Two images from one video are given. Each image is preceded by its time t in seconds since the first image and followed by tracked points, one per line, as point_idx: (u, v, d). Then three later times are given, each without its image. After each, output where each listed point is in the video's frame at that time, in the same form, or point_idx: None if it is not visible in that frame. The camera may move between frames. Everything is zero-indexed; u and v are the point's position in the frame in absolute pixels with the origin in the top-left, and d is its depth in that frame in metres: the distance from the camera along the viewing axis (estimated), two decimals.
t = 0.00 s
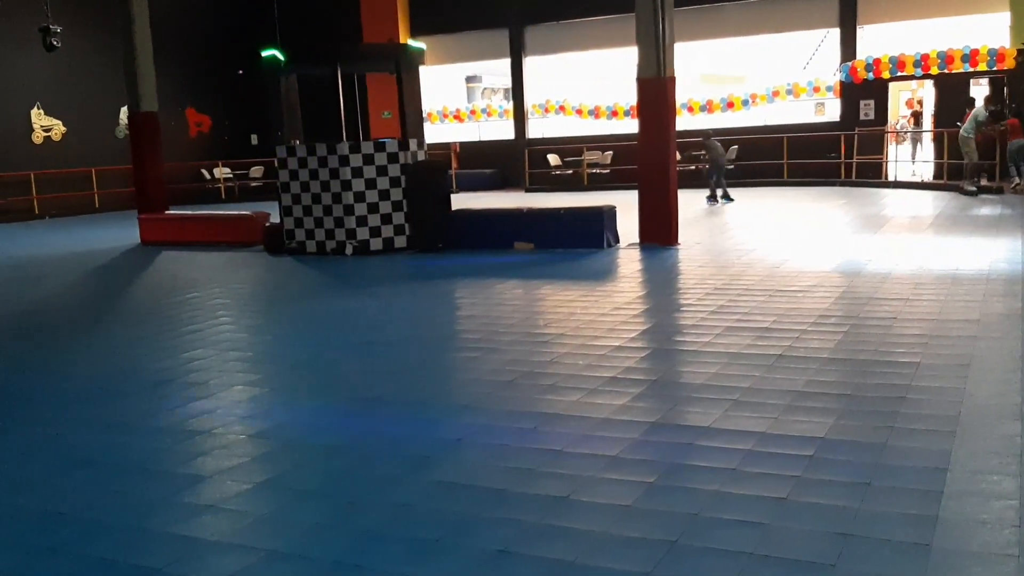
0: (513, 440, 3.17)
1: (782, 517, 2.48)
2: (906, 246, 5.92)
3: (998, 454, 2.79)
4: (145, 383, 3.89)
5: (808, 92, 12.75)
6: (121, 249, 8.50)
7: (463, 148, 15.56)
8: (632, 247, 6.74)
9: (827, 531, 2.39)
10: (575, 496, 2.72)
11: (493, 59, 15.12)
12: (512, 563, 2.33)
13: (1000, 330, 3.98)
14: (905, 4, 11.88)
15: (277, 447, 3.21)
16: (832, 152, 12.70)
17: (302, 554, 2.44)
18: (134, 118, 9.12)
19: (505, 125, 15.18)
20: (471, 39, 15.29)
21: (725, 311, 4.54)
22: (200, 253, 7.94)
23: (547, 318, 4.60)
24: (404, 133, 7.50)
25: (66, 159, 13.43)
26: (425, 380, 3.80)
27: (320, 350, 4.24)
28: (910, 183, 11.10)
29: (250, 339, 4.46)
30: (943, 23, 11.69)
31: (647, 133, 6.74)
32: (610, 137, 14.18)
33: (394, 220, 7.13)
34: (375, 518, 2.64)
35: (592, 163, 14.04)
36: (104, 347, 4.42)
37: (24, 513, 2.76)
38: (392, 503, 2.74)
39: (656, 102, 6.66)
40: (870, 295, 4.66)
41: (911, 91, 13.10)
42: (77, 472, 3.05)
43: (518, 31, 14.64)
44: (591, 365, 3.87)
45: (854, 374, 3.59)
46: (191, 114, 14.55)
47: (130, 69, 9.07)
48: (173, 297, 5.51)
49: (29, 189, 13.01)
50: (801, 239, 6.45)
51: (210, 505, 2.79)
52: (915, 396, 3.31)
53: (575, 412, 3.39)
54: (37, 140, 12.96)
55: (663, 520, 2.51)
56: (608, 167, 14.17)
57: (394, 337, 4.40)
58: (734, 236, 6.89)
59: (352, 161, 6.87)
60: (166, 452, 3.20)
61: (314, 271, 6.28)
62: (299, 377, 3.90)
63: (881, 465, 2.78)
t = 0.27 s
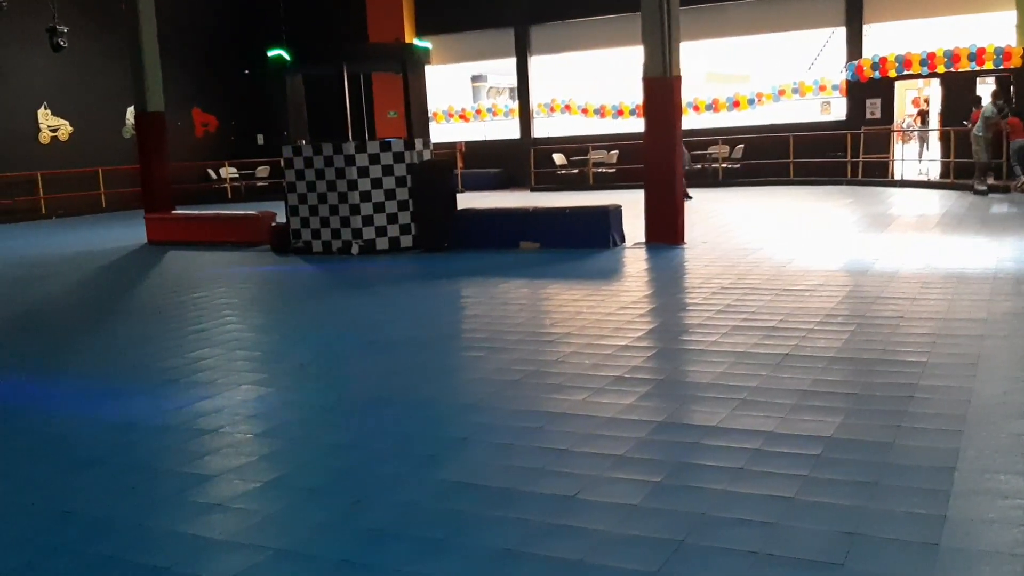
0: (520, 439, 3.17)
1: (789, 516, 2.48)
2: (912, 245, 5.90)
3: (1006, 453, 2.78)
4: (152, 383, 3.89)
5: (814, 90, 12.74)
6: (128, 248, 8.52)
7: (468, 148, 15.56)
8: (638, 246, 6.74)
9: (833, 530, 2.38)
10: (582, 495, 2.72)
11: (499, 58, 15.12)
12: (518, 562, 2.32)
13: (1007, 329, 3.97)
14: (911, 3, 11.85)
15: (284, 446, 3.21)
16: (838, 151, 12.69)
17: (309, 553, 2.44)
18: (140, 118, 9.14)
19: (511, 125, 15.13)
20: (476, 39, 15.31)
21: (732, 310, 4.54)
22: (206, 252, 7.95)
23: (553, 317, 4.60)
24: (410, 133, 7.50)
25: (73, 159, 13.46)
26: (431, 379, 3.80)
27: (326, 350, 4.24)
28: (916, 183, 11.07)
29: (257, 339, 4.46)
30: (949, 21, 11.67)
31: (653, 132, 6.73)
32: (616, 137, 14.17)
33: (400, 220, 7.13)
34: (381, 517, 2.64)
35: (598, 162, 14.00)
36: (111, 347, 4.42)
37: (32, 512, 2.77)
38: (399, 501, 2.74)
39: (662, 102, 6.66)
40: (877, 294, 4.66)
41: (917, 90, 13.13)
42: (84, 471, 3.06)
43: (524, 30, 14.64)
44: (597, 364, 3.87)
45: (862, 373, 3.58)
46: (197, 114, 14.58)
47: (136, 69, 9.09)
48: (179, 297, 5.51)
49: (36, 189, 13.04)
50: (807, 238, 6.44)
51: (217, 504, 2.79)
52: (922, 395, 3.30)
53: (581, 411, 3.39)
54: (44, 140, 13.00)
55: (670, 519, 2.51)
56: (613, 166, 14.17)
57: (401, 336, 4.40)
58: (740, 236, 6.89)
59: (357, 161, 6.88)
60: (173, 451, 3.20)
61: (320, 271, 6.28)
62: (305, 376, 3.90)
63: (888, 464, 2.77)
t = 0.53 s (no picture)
0: (528, 439, 3.16)
1: (800, 516, 2.46)
2: (922, 244, 5.87)
3: (1018, 454, 2.75)
4: (160, 382, 3.89)
5: (823, 89, 12.68)
6: (137, 248, 8.53)
7: (476, 147, 15.55)
8: (647, 245, 6.72)
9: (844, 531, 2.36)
10: (591, 494, 2.71)
11: (507, 57, 15.12)
12: (526, 562, 2.31)
13: (1018, 328, 3.94)
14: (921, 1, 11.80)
15: (293, 445, 3.21)
16: (847, 150, 12.65)
17: (318, 552, 2.44)
18: (149, 118, 9.16)
19: (518, 123, 15.16)
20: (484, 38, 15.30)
21: (741, 309, 4.51)
22: (214, 252, 7.96)
23: (561, 316, 4.59)
24: (418, 132, 7.50)
25: (81, 158, 13.49)
26: (439, 378, 3.79)
27: (334, 349, 4.23)
28: (925, 181, 11.02)
29: (265, 338, 4.47)
30: (959, 19, 11.61)
31: (663, 130, 6.70)
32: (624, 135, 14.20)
33: (408, 219, 7.12)
34: (389, 516, 2.63)
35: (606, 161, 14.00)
36: (119, 346, 4.42)
37: (42, 511, 2.77)
38: (407, 500, 2.73)
39: (671, 100, 6.64)
40: (887, 293, 4.63)
41: (927, 89, 13.03)
42: (94, 470, 3.06)
43: (532, 29, 14.63)
44: (606, 364, 3.85)
45: (871, 373, 3.56)
46: (206, 114, 14.60)
47: (144, 68, 9.10)
48: (187, 296, 5.51)
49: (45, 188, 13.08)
50: (817, 237, 6.42)
51: (227, 503, 2.79)
52: (933, 396, 3.28)
53: (589, 411, 3.37)
54: (52, 139, 13.03)
55: (679, 519, 2.49)
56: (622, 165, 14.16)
57: (408, 335, 4.40)
58: (749, 235, 6.86)
59: (366, 160, 6.88)
60: (182, 450, 3.20)
61: (327, 270, 6.28)
62: (314, 375, 3.90)
63: (899, 463, 2.76)
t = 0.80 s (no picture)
0: (538, 439, 3.17)
1: (810, 517, 2.47)
2: (931, 245, 5.87)
3: None
4: (172, 381, 3.91)
5: (832, 90, 12.65)
6: (148, 248, 8.57)
7: (485, 147, 15.58)
8: (655, 246, 6.72)
9: (854, 531, 2.37)
10: (601, 494, 2.72)
11: (515, 58, 15.14)
12: (537, 562, 2.33)
13: None
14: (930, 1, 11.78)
15: (305, 444, 3.23)
16: (856, 150, 12.63)
17: (331, 551, 2.46)
18: (160, 119, 9.20)
19: (526, 124, 15.19)
20: (492, 39, 15.32)
21: (750, 310, 4.52)
22: (225, 252, 8.00)
23: (570, 316, 4.60)
24: (427, 133, 7.52)
25: (93, 159, 13.55)
26: (449, 378, 3.81)
27: (344, 349, 4.25)
28: (934, 182, 11.00)
29: (276, 337, 4.49)
30: (968, 19, 11.59)
31: (671, 131, 6.71)
32: (633, 136, 14.25)
33: (416, 220, 7.15)
34: (400, 515, 2.65)
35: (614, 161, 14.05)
36: (131, 346, 4.45)
37: (56, 509, 2.79)
38: (418, 500, 2.75)
39: (679, 100, 6.65)
40: (896, 294, 4.63)
41: (935, 89, 13.00)
42: (107, 470, 3.08)
43: (540, 30, 14.64)
44: (615, 364, 3.87)
45: (880, 373, 3.56)
46: (217, 115, 14.65)
47: (155, 70, 9.15)
48: (198, 296, 5.54)
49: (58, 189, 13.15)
50: (825, 237, 6.42)
51: (240, 502, 2.81)
52: (942, 396, 3.28)
53: (598, 411, 3.39)
54: (65, 141, 13.09)
55: (689, 520, 2.50)
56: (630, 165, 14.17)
57: (418, 335, 4.42)
58: (758, 235, 6.86)
59: (375, 161, 6.90)
60: (194, 449, 3.23)
61: (337, 270, 6.31)
62: (324, 374, 3.92)
63: (907, 464, 2.76)
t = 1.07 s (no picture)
0: (550, 438, 3.17)
1: (822, 517, 2.46)
2: (944, 244, 5.83)
3: None
4: (185, 381, 3.93)
5: (844, 88, 12.62)
6: (161, 248, 8.61)
7: (496, 148, 15.59)
8: (666, 245, 6.71)
9: (866, 531, 2.36)
10: (612, 494, 2.71)
11: (526, 58, 15.15)
12: (549, 561, 2.32)
13: None
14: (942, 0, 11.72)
15: (317, 443, 3.24)
16: (868, 149, 12.58)
17: (342, 550, 2.46)
18: (172, 120, 9.25)
19: (537, 123, 15.22)
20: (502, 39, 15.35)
21: (762, 310, 4.51)
22: (236, 252, 8.03)
23: (581, 316, 4.60)
24: (438, 133, 7.53)
25: (106, 159, 13.62)
26: (460, 378, 3.81)
27: (356, 349, 4.27)
28: (947, 181, 10.94)
29: (288, 337, 4.50)
30: (981, 18, 11.53)
31: (683, 130, 6.70)
32: (643, 135, 14.16)
33: (427, 220, 7.15)
34: (412, 514, 2.66)
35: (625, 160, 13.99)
36: (145, 345, 4.47)
37: (70, 507, 2.81)
38: (430, 499, 2.75)
39: (690, 100, 6.64)
40: (909, 293, 4.61)
41: (948, 88, 12.93)
42: (121, 468, 3.10)
43: (550, 31, 14.64)
44: (626, 364, 3.86)
45: (892, 373, 3.54)
46: (229, 116, 14.72)
47: (168, 71, 9.19)
48: (211, 296, 5.57)
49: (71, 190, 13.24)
50: (837, 237, 6.39)
51: (252, 501, 2.82)
52: (955, 396, 3.26)
53: (610, 411, 3.38)
54: (78, 142, 13.18)
55: (700, 520, 2.50)
56: (641, 165, 14.16)
57: (429, 335, 4.42)
58: (769, 234, 6.84)
59: (386, 161, 6.92)
60: (207, 448, 3.24)
61: (348, 270, 6.32)
62: (336, 374, 3.93)
63: (920, 464, 2.75)
